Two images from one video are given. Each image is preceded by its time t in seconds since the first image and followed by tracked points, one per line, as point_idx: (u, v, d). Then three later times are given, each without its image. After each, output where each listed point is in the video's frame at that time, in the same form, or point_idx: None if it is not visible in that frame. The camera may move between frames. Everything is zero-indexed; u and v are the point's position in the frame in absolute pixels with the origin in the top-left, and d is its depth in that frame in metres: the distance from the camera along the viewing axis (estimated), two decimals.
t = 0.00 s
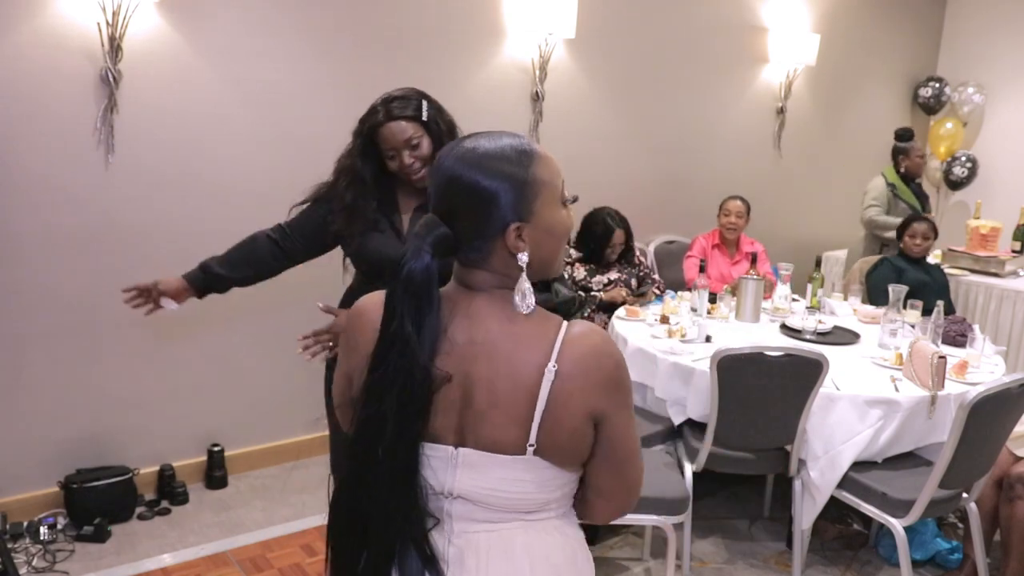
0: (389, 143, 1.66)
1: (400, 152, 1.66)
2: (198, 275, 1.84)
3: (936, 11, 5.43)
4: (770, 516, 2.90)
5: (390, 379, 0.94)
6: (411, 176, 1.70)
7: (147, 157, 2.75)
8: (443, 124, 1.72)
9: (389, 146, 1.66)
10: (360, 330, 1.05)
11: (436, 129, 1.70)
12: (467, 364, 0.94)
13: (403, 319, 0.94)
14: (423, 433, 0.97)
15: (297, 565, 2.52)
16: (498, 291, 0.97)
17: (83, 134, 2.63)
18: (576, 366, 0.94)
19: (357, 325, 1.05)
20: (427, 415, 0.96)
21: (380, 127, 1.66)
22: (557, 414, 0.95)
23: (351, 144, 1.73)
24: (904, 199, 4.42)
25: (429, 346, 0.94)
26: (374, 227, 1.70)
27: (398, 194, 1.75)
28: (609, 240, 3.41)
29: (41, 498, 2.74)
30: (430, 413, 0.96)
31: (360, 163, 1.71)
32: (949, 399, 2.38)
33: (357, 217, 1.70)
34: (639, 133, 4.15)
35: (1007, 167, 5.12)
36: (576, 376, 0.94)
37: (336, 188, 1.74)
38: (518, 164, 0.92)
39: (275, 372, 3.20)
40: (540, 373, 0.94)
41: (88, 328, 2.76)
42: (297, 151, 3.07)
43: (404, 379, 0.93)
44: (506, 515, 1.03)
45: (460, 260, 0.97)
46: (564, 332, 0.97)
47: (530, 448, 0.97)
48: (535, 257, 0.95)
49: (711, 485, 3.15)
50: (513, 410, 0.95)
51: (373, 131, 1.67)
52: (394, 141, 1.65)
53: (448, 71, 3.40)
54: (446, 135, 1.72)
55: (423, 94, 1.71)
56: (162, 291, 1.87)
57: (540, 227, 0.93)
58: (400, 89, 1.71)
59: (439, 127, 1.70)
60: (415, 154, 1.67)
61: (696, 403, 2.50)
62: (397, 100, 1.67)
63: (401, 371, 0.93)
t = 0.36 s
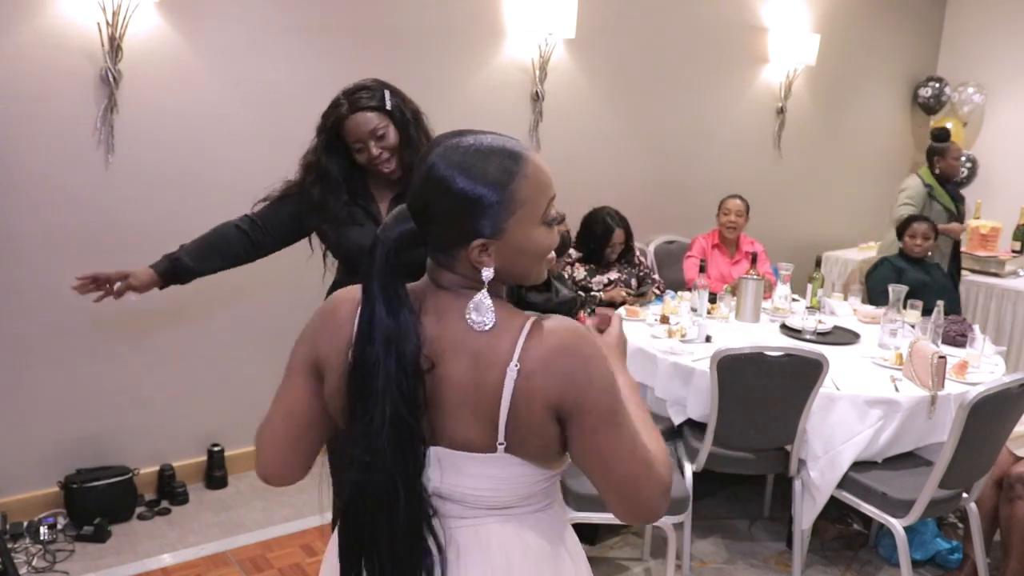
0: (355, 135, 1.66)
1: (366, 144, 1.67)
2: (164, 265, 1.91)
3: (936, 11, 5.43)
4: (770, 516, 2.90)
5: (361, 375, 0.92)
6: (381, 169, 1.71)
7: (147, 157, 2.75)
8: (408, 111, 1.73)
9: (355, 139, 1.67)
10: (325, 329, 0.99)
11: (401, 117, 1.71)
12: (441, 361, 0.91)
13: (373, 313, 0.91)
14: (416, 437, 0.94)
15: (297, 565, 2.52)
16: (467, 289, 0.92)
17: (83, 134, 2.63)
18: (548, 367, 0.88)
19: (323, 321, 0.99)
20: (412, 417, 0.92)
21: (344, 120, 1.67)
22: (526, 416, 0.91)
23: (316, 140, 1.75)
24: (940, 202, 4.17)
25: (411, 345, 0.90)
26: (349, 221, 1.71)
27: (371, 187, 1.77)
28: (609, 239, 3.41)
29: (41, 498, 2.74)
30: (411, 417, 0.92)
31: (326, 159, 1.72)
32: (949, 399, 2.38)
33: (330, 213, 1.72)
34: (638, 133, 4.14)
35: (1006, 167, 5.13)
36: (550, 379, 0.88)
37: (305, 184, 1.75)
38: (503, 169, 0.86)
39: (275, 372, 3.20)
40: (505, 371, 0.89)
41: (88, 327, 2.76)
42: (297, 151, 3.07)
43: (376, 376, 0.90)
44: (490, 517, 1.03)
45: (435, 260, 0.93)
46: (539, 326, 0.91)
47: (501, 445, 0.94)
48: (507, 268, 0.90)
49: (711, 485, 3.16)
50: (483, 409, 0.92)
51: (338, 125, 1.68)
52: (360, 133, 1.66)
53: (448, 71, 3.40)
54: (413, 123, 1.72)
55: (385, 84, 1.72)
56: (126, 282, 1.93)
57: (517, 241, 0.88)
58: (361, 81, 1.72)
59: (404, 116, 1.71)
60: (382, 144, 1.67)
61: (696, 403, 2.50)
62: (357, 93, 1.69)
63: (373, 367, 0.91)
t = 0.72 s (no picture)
0: (343, 148, 1.60)
1: (355, 156, 1.60)
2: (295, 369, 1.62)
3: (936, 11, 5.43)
4: (771, 516, 2.90)
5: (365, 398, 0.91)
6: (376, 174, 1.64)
7: (146, 157, 2.75)
8: (391, 120, 1.67)
9: (344, 152, 1.60)
10: (306, 347, 0.95)
11: (385, 125, 1.65)
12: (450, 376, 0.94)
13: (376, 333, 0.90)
14: (411, 452, 0.96)
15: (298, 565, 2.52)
16: (460, 299, 0.96)
17: (83, 134, 2.63)
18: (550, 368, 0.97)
19: (302, 338, 0.95)
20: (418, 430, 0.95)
21: (329, 135, 1.60)
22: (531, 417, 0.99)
23: (302, 161, 1.66)
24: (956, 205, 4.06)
25: (416, 361, 0.91)
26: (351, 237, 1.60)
27: (366, 204, 1.68)
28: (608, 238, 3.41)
29: (41, 498, 2.74)
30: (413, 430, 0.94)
31: (313, 178, 1.65)
32: (949, 399, 2.38)
33: (324, 231, 1.61)
34: (638, 132, 4.14)
35: (1006, 167, 5.12)
36: (555, 377, 0.97)
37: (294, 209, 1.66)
38: (500, 177, 0.91)
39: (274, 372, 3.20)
40: (516, 376, 0.95)
41: (88, 328, 2.76)
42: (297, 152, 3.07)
43: (384, 396, 0.90)
44: (479, 527, 1.09)
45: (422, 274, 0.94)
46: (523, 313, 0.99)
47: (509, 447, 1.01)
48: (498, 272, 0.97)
49: (711, 485, 3.16)
50: (493, 419, 0.97)
51: (324, 141, 1.61)
52: (348, 145, 1.59)
53: (448, 71, 3.40)
54: (397, 131, 1.67)
55: (363, 95, 1.67)
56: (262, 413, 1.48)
57: (514, 243, 0.95)
58: (340, 94, 1.65)
59: (388, 124, 1.65)
60: (370, 154, 1.62)
61: (696, 403, 2.50)
62: (337, 105, 1.63)
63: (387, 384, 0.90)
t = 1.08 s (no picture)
0: (379, 157, 1.61)
1: (393, 164, 1.62)
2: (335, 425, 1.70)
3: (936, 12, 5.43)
4: (770, 516, 2.90)
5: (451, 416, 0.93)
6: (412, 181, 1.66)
7: (146, 157, 2.75)
8: (425, 128, 1.70)
9: (381, 160, 1.62)
10: (393, 366, 0.93)
11: (420, 134, 1.68)
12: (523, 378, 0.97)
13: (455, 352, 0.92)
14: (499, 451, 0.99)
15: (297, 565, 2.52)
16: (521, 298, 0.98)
17: (83, 134, 2.63)
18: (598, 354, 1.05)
19: (388, 365, 0.93)
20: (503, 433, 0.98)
21: (366, 144, 1.61)
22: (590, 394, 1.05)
23: (337, 169, 1.66)
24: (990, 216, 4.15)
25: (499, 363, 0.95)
26: (391, 246, 1.61)
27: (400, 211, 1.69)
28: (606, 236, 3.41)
29: (41, 498, 2.74)
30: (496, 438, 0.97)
31: (348, 184, 1.66)
32: (949, 399, 2.38)
33: (358, 238, 1.61)
34: (638, 132, 4.14)
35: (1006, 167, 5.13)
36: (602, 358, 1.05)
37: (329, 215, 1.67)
38: (550, 182, 0.93)
39: (275, 372, 3.20)
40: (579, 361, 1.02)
41: (89, 327, 2.76)
42: (297, 152, 3.08)
43: (473, 413, 0.93)
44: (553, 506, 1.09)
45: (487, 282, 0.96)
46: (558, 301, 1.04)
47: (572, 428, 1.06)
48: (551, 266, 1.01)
49: (711, 485, 3.16)
50: (560, 409, 1.03)
51: (360, 149, 1.61)
52: (385, 153, 1.61)
53: (448, 71, 3.40)
54: (431, 139, 1.70)
55: (397, 102, 1.68)
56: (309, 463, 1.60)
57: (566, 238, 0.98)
58: (372, 101, 1.66)
59: (424, 133, 1.68)
60: (407, 161, 1.64)
61: (696, 403, 2.50)
62: (373, 113, 1.63)
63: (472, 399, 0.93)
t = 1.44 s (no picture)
0: (394, 143, 1.59)
1: (406, 152, 1.60)
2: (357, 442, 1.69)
3: (936, 12, 5.43)
4: (771, 516, 2.90)
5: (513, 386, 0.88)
6: (423, 175, 1.63)
7: (146, 157, 2.75)
8: (445, 119, 1.67)
9: (394, 147, 1.60)
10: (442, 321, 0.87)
11: (439, 124, 1.65)
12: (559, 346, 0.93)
13: (501, 321, 0.87)
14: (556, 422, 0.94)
15: (297, 566, 2.52)
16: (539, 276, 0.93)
17: (83, 135, 2.63)
18: (602, 326, 0.97)
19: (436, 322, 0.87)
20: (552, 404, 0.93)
21: (382, 129, 1.59)
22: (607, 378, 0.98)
23: (351, 149, 1.64)
24: None
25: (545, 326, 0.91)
26: (389, 236, 1.63)
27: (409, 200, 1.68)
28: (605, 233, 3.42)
29: (41, 498, 2.74)
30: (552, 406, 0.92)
31: (363, 167, 1.64)
32: (949, 399, 2.38)
33: (364, 223, 1.62)
34: (638, 132, 4.14)
35: (1006, 167, 5.12)
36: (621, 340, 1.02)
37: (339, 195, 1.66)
38: (564, 166, 0.88)
39: (274, 373, 3.20)
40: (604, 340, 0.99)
41: (89, 328, 2.76)
42: (297, 152, 3.07)
43: (535, 376, 0.89)
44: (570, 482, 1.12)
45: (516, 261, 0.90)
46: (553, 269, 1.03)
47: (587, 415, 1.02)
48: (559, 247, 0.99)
49: (711, 485, 3.15)
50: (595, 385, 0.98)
51: (376, 134, 1.59)
52: (399, 140, 1.59)
53: (448, 71, 3.40)
54: (449, 130, 1.66)
55: (419, 91, 1.66)
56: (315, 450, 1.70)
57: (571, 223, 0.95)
58: (395, 88, 1.65)
59: (441, 123, 1.65)
60: (421, 151, 1.61)
61: (696, 403, 2.50)
62: (396, 99, 1.62)
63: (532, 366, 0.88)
